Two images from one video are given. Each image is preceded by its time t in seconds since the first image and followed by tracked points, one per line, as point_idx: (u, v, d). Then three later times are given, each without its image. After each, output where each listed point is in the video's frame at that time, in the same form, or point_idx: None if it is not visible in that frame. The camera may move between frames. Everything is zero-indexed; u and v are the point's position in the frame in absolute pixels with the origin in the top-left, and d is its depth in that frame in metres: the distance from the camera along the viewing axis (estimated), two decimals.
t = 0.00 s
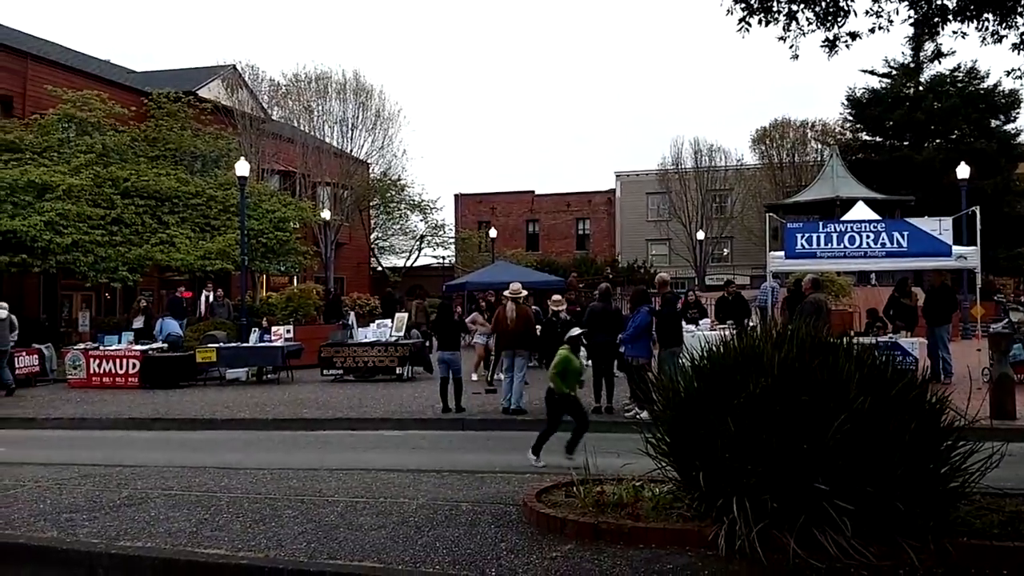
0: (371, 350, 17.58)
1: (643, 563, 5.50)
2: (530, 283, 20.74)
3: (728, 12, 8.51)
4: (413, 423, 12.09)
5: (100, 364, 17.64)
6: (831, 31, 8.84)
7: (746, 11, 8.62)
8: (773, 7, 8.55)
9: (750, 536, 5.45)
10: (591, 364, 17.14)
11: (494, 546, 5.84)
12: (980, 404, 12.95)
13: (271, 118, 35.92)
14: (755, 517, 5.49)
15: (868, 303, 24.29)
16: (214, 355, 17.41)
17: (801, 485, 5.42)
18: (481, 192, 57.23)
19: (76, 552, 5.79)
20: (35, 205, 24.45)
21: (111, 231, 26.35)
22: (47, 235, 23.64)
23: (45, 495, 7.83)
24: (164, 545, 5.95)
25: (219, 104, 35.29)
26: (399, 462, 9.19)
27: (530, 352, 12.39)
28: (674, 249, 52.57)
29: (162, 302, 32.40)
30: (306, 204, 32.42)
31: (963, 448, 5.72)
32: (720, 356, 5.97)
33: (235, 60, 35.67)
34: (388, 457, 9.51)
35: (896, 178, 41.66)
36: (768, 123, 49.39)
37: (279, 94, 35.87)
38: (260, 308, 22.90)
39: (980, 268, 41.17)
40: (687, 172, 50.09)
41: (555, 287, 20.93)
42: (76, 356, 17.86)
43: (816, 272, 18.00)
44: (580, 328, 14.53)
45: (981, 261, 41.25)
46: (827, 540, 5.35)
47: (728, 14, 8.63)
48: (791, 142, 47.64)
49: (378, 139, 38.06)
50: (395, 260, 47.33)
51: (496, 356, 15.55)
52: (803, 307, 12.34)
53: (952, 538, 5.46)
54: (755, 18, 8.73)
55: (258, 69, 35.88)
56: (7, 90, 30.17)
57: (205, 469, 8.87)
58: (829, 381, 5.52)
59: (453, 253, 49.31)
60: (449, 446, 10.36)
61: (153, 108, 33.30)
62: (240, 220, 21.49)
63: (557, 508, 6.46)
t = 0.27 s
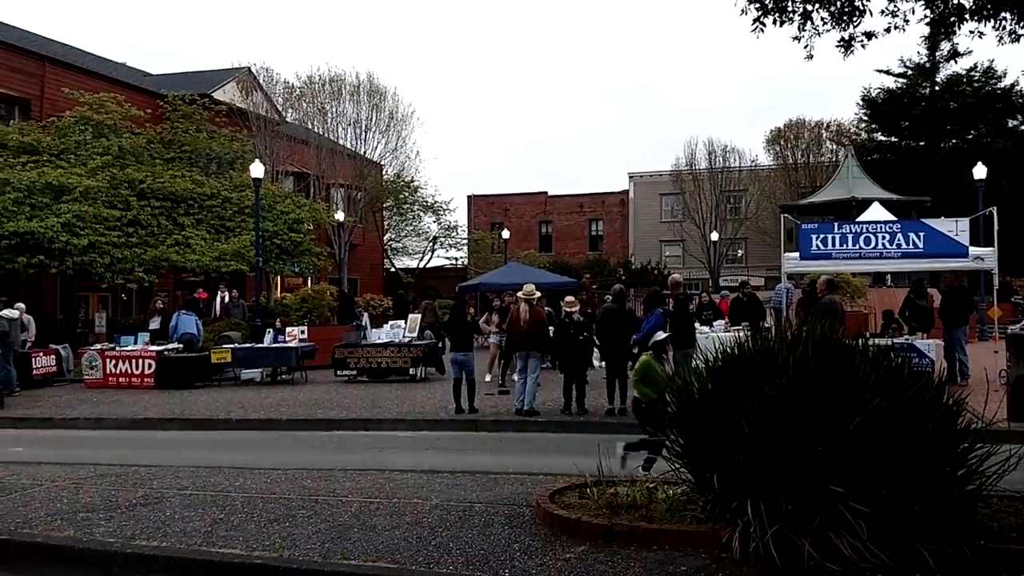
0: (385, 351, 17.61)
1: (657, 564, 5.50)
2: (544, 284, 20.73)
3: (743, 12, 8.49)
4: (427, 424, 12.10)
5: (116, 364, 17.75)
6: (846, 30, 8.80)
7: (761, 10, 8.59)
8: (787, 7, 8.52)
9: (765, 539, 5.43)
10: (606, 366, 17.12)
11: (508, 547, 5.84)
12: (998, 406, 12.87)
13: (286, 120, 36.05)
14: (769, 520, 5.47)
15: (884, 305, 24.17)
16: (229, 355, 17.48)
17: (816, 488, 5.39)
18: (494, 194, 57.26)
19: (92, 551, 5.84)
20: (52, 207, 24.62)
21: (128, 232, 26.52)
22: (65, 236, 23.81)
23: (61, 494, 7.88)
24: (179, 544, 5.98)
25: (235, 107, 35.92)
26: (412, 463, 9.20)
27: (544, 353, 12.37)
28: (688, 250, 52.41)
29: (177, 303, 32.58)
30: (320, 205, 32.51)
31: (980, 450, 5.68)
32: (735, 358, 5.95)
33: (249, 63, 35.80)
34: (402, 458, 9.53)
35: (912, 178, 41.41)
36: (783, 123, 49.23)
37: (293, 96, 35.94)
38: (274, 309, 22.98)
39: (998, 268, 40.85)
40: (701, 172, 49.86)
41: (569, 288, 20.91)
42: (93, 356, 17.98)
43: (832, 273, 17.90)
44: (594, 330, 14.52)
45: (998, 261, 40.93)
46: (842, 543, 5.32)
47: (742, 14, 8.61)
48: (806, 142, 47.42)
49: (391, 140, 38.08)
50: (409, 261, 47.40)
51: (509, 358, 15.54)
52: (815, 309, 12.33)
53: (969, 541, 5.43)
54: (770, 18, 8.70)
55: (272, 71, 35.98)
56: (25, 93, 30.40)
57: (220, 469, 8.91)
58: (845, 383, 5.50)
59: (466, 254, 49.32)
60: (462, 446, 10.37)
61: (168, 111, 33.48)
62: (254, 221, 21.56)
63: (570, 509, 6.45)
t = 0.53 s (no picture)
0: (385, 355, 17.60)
1: (658, 569, 5.49)
2: (545, 288, 20.72)
3: (744, 16, 8.50)
4: (427, 429, 12.10)
5: (117, 368, 17.74)
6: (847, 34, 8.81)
7: (762, 15, 8.60)
8: (788, 11, 8.53)
9: (766, 544, 5.42)
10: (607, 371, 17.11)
11: (508, 551, 5.83)
12: (999, 411, 12.86)
13: (287, 124, 36.10)
14: (770, 525, 5.46)
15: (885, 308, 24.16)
16: (229, 360, 17.46)
17: (818, 492, 5.38)
18: (495, 198, 57.29)
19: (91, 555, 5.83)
20: (53, 211, 24.63)
21: (129, 236, 26.54)
22: (67, 241, 23.85)
23: (61, 498, 7.88)
24: (179, 549, 5.97)
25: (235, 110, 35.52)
26: (413, 467, 9.20)
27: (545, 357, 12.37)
28: (689, 254, 52.41)
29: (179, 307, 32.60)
30: (321, 209, 32.53)
31: (982, 455, 5.67)
32: (736, 362, 5.94)
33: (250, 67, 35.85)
34: (403, 462, 9.52)
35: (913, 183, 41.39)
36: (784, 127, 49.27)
37: (295, 100, 35.97)
38: (275, 313, 22.98)
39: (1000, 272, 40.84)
40: (702, 177, 49.84)
41: (570, 292, 20.90)
42: (93, 360, 17.92)
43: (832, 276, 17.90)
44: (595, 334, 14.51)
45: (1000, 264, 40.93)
46: (843, 548, 5.31)
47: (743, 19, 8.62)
48: (807, 146, 47.45)
49: (393, 144, 38.10)
50: (410, 264, 47.43)
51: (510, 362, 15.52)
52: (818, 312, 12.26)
53: (970, 546, 5.42)
54: (771, 22, 8.71)
55: (273, 76, 36.03)
56: (28, 97, 30.43)
57: (220, 474, 8.89)
58: (846, 387, 5.49)
59: (468, 258, 49.32)
60: (463, 451, 10.36)
61: (170, 115, 33.52)
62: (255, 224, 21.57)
63: (571, 513, 6.44)
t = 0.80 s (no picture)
0: (367, 360, 17.55)
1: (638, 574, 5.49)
2: (527, 293, 20.72)
3: (725, 24, 8.54)
4: (408, 433, 12.06)
5: (95, 373, 17.60)
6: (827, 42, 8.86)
7: (744, 24, 8.66)
8: (770, 20, 8.59)
9: (747, 549, 5.43)
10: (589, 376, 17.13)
11: (488, 557, 5.82)
12: (977, 416, 12.98)
13: (268, 128, 36.01)
14: (751, 530, 5.46)
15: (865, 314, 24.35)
16: (209, 364, 17.37)
17: (798, 497, 5.40)
18: (477, 203, 57.30)
19: (67, 562, 5.77)
20: (31, 215, 24.42)
21: (108, 240, 26.35)
22: (44, 244, 23.63)
23: (37, 504, 7.79)
24: (156, 556, 5.91)
25: (216, 113, 35.92)
26: (394, 473, 9.14)
27: (527, 362, 12.35)
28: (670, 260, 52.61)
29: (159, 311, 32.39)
30: (303, 213, 32.42)
31: (959, 460, 5.71)
32: (716, 367, 5.96)
33: (232, 71, 35.74)
34: (383, 468, 9.48)
35: (892, 190, 41.76)
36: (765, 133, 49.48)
37: (276, 104, 35.88)
38: (256, 317, 22.87)
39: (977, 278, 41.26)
40: (683, 183, 50.09)
41: (552, 297, 20.91)
42: (71, 365, 17.86)
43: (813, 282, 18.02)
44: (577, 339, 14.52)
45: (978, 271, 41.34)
46: (823, 553, 5.31)
47: (724, 26, 8.67)
48: (788, 153, 47.79)
49: (375, 149, 38.06)
50: (392, 269, 47.37)
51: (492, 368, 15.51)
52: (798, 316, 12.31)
53: (949, 551, 5.45)
54: (753, 30, 8.74)
55: (255, 79, 35.95)
56: (7, 99, 30.20)
57: (199, 480, 8.81)
58: (826, 392, 5.51)
59: (450, 263, 49.29)
60: (444, 456, 10.32)
61: (151, 118, 33.37)
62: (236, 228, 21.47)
63: (552, 518, 6.44)
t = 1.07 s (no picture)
0: (350, 365, 17.48)
1: None
2: (511, 298, 20.71)
3: (707, 31, 8.59)
4: (391, 439, 12.01)
5: (74, 379, 17.43)
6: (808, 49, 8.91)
7: (726, 31, 8.71)
8: (751, 28, 8.64)
9: (729, 554, 5.43)
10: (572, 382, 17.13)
11: (470, 563, 5.79)
12: (957, 421, 13.08)
13: (251, 132, 35.86)
14: (733, 535, 5.47)
15: (846, 319, 24.51)
16: (190, 369, 17.24)
17: (779, 502, 5.41)
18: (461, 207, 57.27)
19: (43, 569, 5.69)
20: (11, 218, 24.18)
21: (89, 244, 26.15)
22: (23, 248, 23.34)
23: (13, 511, 7.69)
24: (134, 563, 5.85)
25: (198, 117, 35.53)
26: (376, 479, 9.10)
27: (511, 367, 12.34)
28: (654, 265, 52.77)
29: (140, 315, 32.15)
30: (285, 217, 32.28)
31: (939, 464, 5.74)
32: (698, 372, 5.97)
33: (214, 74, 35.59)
34: (366, 474, 9.43)
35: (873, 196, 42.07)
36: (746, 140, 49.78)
37: (258, 107, 35.75)
38: (238, 322, 22.74)
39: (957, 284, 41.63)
40: (666, 189, 50.29)
41: (537, 302, 20.91)
42: (50, 369, 17.57)
43: (795, 288, 18.12)
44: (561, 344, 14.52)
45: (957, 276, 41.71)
46: (805, 557, 5.32)
47: (706, 33, 8.71)
48: (771, 159, 48.02)
49: (359, 153, 37.97)
50: (375, 274, 47.26)
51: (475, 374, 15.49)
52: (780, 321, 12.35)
53: (929, 555, 5.48)
54: (734, 37, 8.80)
55: (238, 82, 35.83)
56: None
57: (179, 486, 8.74)
58: (808, 398, 5.53)
59: (433, 267, 49.23)
60: (426, 462, 10.29)
61: (132, 121, 33.16)
62: (218, 232, 21.34)
63: (535, 524, 6.43)
